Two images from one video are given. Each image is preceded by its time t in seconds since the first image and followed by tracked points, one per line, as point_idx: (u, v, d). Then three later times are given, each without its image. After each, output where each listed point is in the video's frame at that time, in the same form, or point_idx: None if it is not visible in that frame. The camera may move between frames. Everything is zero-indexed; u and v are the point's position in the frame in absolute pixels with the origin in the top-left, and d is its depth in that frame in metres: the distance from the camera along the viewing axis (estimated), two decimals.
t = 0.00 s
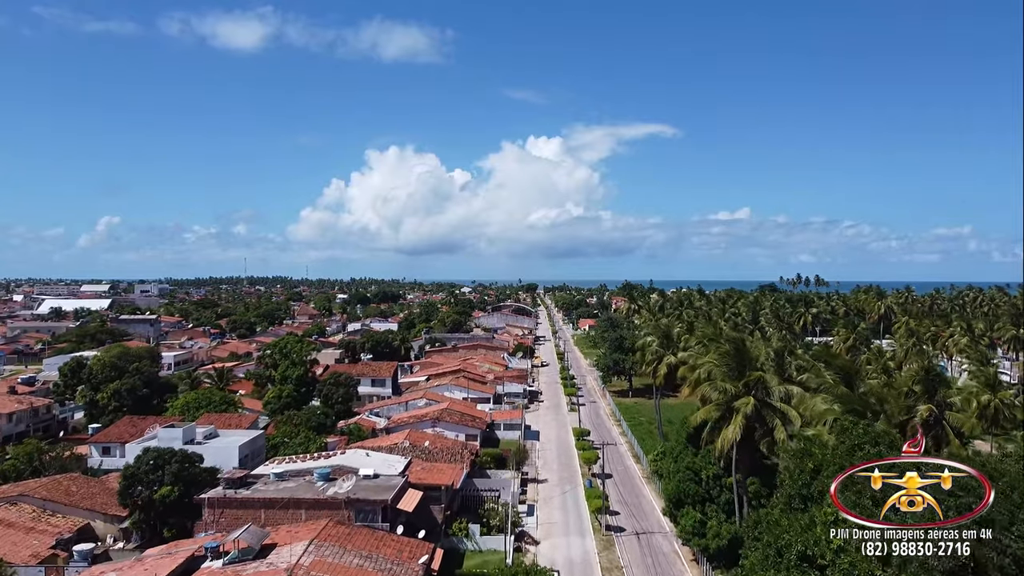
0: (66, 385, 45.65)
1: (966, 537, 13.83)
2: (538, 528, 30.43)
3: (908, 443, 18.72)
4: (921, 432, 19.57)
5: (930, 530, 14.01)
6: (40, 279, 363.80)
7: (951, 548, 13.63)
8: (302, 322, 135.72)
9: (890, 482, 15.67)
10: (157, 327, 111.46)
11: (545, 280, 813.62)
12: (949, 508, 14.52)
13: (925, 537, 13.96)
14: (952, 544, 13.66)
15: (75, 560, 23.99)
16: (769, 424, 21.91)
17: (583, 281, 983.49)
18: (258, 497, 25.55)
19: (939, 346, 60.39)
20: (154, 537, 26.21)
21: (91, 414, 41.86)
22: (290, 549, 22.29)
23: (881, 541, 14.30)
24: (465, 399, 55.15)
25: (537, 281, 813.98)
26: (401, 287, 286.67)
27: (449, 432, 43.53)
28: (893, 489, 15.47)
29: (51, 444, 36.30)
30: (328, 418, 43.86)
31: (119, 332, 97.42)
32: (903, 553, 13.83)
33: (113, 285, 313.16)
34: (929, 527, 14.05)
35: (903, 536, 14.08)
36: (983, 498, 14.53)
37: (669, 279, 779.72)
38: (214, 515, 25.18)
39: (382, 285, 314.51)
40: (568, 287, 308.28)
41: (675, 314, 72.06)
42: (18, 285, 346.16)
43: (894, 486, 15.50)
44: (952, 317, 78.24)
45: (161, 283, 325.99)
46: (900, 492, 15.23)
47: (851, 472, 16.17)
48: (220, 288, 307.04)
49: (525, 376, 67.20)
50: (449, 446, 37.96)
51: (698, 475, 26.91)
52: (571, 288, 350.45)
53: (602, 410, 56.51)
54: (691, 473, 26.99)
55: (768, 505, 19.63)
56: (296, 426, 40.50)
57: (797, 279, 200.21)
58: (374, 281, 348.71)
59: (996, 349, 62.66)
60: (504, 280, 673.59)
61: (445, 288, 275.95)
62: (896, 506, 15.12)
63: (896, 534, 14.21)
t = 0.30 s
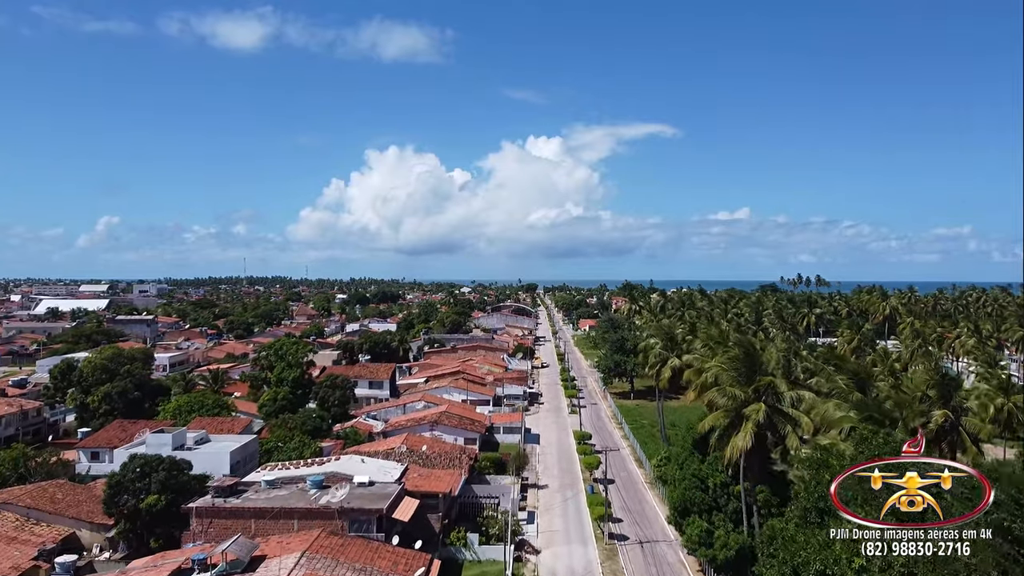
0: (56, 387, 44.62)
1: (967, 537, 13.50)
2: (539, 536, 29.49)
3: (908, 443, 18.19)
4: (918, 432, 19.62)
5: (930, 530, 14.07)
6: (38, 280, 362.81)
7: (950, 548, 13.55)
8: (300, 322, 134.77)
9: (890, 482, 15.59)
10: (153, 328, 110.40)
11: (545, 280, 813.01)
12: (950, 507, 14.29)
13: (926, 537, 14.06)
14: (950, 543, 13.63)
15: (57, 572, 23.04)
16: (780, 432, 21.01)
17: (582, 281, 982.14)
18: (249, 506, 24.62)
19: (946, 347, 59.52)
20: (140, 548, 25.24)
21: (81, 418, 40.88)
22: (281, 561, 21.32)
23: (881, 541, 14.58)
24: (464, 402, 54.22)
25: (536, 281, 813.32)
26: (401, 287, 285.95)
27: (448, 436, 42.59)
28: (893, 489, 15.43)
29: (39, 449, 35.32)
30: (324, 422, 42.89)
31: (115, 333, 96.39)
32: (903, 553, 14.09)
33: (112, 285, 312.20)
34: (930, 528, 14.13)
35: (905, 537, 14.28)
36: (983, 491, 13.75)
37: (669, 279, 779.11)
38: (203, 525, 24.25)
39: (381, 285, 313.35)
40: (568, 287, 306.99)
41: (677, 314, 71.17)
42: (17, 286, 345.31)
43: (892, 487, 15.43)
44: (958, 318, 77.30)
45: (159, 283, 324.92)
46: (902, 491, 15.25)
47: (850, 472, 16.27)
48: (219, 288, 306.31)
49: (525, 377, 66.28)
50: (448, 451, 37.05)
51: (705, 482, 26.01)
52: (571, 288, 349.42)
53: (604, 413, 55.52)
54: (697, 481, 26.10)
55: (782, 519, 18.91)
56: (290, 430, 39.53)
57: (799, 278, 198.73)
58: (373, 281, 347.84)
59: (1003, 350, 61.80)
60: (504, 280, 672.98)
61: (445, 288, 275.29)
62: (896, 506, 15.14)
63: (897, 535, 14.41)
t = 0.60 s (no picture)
0: (47, 390, 43.66)
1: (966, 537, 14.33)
2: (540, 545, 28.60)
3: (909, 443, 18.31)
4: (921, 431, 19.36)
5: (930, 530, 14.55)
6: (38, 280, 362.08)
7: (950, 548, 14.22)
8: (298, 322, 133.86)
9: (890, 481, 15.96)
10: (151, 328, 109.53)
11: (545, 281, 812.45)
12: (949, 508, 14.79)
13: (925, 538, 14.54)
14: (950, 544, 14.27)
15: None
16: (792, 441, 20.10)
17: (582, 281, 981.17)
18: (238, 516, 23.66)
19: (952, 348, 58.70)
20: (125, 560, 24.27)
21: (71, 422, 39.95)
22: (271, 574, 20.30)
23: (881, 541, 15.04)
24: (463, 404, 53.32)
25: (536, 282, 812.68)
26: (400, 287, 285.41)
27: (446, 440, 41.68)
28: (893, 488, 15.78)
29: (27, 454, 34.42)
30: (320, 426, 41.98)
31: (111, 334, 95.48)
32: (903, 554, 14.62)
33: (110, 285, 311.02)
34: (930, 529, 14.52)
35: (904, 536, 14.76)
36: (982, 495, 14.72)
37: (669, 279, 778.50)
38: (191, 536, 23.36)
39: (381, 284, 312.29)
40: (568, 287, 306.01)
41: (679, 315, 70.32)
42: (15, 285, 344.44)
43: (893, 486, 15.77)
44: (963, 319, 76.46)
45: (158, 283, 323.86)
46: (900, 492, 15.50)
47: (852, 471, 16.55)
48: (219, 288, 305.77)
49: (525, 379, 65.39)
50: (446, 456, 36.12)
51: (712, 490, 25.07)
52: (572, 288, 348.30)
53: (605, 415, 54.59)
54: (704, 489, 25.15)
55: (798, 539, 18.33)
56: (285, 434, 38.61)
57: (800, 278, 198.04)
58: (373, 282, 346.99)
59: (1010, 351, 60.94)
60: (504, 280, 672.36)
61: (445, 288, 274.75)
62: (896, 505, 15.52)
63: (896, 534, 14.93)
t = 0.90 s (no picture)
0: (37, 393, 42.72)
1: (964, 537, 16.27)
2: (540, 554, 27.68)
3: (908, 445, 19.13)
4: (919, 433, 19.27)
5: (930, 531, 16.60)
6: (37, 279, 361.02)
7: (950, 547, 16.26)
8: (297, 323, 132.90)
9: (891, 482, 17.87)
10: (148, 329, 108.45)
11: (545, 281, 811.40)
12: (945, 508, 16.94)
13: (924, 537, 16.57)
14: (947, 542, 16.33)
15: None
16: (806, 450, 19.22)
17: (582, 281, 981.69)
18: (227, 527, 22.71)
19: (959, 350, 57.84)
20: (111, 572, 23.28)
21: (61, 425, 39.02)
22: None
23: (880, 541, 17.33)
24: (462, 407, 52.40)
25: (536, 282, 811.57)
26: (400, 287, 284.47)
27: (445, 444, 40.80)
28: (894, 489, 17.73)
29: (14, 460, 33.47)
30: (316, 429, 41.07)
31: (107, 334, 94.41)
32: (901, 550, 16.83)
33: (110, 285, 310.35)
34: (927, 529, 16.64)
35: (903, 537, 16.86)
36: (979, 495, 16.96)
37: (669, 279, 777.55)
38: (178, 548, 22.41)
39: (381, 284, 311.38)
40: (569, 287, 305.03)
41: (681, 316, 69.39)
42: (13, 285, 342.97)
43: (894, 486, 17.73)
44: (969, 320, 75.56)
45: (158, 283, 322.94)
46: (901, 492, 17.50)
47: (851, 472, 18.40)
48: (218, 288, 304.71)
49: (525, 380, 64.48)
50: (444, 462, 35.19)
51: (719, 499, 24.15)
52: (572, 288, 347.31)
53: (607, 418, 53.66)
54: (712, 498, 24.29)
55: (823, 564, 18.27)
56: (279, 438, 37.67)
57: (803, 278, 196.62)
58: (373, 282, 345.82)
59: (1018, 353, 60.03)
60: (504, 280, 671.36)
61: (445, 288, 273.84)
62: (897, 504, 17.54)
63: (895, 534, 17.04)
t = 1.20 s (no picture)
0: (26, 396, 41.75)
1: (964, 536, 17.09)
2: (542, 564, 26.82)
3: (909, 444, 18.24)
4: (922, 433, 18.25)
5: (930, 531, 17.45)
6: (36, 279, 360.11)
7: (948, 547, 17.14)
8: (296, 323, 131.92)
9: (891, 482, 18.10)
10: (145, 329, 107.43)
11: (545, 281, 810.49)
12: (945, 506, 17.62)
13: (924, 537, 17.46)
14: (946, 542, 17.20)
15: None
16: (821, 460, 18.34)
17: (583, 281, 980.69)
18: (216, 538, 21.77)
19: (967, 352, 56.92)
20: None
21: (50, 429, 38.11)
22: None
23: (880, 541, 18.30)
24: (461, 409, 51.49)
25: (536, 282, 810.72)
26: (400, 287, 283.23)
27: (444, 448, 39.87)
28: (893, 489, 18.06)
29: None
30: (311, 433, 40.16)
31: (102, 334, 93.37)
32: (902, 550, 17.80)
33: (109, 286, 309.46)
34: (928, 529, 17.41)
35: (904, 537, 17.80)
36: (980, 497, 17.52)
37: (669, 280, 776.61)
38: (164, 560, 21.48)
39: (381, 284, 310.50)
40: (570, 287, 304.09)
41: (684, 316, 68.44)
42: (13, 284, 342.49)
43: (893, 486, 17.97)
44: (975, 321, 74.63)
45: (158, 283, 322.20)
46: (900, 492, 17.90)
47: (851, 472, 17.51)
48: (217, 288, 303.55)
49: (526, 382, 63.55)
50: (442, 467, 34.25)
51: (727, 509, 23.24)
52: (573, 288, 346.52)
53: (608, 421, 52.73)
54: (720, 507, 23.40)
55: None
56: (273, 443, 36.75)
57: (805, 278, 195.34)
58: (372, 282, 344.85)
59: None
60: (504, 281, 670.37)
61: (445, 288, 272.77)
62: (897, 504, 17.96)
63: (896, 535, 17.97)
